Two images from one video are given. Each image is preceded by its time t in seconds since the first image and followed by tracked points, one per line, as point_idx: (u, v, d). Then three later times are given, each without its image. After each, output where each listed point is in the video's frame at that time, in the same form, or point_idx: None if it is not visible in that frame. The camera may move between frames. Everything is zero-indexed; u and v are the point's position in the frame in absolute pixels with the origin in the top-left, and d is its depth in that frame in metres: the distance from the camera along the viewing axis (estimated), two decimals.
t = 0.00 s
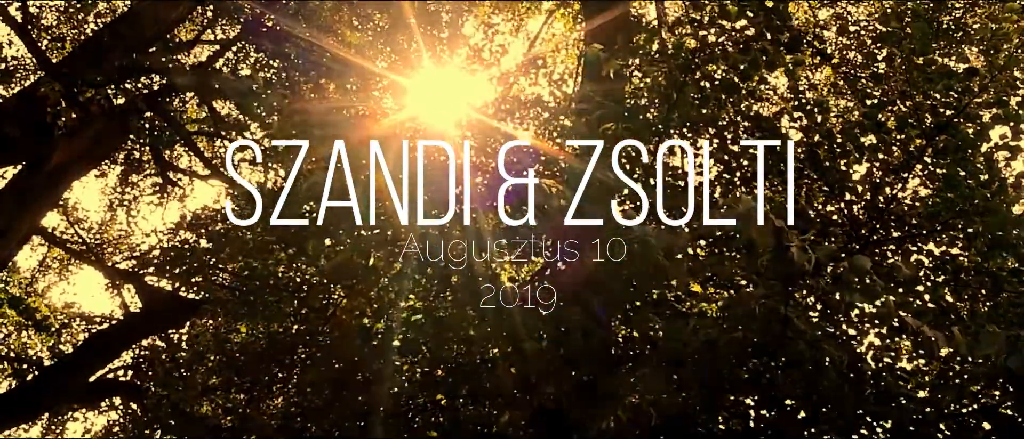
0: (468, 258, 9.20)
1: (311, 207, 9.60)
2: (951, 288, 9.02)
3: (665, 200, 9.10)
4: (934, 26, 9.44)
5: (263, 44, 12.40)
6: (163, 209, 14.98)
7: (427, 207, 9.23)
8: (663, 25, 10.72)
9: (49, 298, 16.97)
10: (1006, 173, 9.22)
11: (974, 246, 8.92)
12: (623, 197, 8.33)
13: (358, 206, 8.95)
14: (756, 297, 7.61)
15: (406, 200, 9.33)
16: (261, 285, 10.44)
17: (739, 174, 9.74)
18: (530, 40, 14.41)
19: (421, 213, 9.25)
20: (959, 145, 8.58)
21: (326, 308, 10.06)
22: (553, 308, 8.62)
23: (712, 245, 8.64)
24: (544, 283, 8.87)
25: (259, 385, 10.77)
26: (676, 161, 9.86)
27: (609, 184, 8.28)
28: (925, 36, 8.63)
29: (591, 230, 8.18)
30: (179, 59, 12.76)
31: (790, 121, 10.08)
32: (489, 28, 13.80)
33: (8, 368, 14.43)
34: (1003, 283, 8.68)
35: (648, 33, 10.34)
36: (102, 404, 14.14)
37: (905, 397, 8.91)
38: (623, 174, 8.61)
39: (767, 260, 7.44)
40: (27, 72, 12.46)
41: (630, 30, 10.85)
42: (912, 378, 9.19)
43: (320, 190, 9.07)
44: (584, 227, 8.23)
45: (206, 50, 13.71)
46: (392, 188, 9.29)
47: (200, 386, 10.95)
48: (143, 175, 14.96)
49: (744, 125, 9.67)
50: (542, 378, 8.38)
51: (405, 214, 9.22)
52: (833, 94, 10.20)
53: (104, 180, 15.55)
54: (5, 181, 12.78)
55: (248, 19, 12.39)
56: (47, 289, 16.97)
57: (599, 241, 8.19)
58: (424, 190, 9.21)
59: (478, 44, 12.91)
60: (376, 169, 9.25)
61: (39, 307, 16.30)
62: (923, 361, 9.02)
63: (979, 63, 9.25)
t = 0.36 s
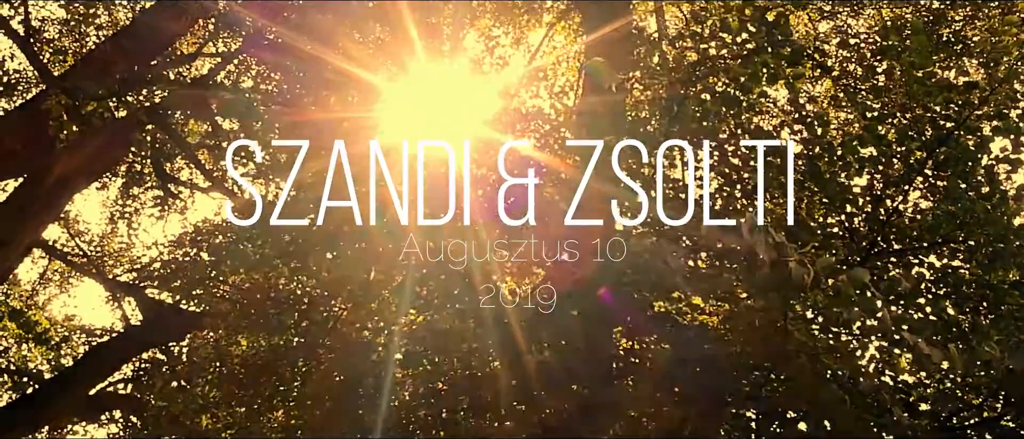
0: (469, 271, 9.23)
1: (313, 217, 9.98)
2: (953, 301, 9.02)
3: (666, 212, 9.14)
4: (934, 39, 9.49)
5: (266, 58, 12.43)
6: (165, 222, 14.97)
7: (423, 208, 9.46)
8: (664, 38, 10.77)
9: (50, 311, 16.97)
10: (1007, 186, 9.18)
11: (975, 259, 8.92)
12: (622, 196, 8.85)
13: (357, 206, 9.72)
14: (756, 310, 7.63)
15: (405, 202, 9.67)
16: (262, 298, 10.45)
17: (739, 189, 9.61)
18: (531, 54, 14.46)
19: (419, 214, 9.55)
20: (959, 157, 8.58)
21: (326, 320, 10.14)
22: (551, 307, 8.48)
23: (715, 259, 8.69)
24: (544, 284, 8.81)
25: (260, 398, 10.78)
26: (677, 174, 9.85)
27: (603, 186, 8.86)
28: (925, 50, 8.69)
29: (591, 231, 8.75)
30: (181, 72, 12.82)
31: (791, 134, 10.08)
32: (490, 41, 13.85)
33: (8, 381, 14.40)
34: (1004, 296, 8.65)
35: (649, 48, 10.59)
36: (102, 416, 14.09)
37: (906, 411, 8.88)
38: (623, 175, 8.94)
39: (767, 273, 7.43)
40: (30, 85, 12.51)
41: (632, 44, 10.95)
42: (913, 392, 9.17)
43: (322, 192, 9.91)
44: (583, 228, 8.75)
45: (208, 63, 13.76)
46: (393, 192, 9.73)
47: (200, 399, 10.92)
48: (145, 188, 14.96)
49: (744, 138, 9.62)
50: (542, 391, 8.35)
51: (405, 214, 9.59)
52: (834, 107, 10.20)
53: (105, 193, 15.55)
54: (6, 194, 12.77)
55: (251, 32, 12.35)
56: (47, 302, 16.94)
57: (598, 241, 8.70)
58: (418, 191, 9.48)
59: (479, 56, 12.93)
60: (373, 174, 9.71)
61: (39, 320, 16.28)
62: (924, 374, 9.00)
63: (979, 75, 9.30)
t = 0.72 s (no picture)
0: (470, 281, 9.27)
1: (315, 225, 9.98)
2: (953, 311, 9.02)
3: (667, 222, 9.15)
4: (934, 50, 9.53)
5: (266, 68, 12.34)
6: (165, 233, 14.99)
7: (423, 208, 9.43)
8: (664, 49, 10.81)
9: (50, 322, 16.95)
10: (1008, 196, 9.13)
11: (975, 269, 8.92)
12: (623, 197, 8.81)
13: (357, 206, 9.79)
14: (756, 321, 7.65)
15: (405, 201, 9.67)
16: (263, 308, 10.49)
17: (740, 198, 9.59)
18: (531, 65, 14.53)
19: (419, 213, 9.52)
20: (958, 167, 8.60)
21: (325, 331, 10.15)
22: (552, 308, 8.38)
23: (716, 270, 8.57)
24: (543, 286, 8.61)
25: (261, 409, 10.80)
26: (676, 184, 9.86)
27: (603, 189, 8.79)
28: (925, 61, 8.70)
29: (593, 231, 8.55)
30: (183, 83, 12.86)
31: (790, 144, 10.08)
32: (490, 51, 13.90)
33: (8, 392, 14.37)
34: (1006, 306, 8.66)
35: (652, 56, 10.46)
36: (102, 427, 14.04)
37: (906, 421, 8.90)
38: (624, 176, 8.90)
39: (768, 284, 7.42)
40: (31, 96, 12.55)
41: (635, 48, 10.77)
42: (916, 403, 9.17)
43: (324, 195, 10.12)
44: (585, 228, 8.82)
45: (209, 73, 13.80)
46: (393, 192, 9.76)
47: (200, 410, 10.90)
48: (145, 199, 14.95)
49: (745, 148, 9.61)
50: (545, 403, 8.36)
51: (405, 213, 9.59)
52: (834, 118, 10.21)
53: (106, 204, 15.52)
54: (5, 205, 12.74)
55: (251, 43, 12.21)
56: (47, 313, 16.96)
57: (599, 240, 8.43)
58: (418, 190, 9.45)
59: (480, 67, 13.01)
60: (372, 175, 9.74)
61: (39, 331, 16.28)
62: (925, 385, 9.01)
63: (979, 86, 9.32)
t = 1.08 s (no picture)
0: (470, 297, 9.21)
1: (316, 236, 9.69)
2: (955, 326, 8.96)
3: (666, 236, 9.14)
4: (935, 64, 9.49)
5: (267, 81, 12.21)
6: (165, 247, 14.98)
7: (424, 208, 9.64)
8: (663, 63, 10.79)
9: (51, 336, 16.95)
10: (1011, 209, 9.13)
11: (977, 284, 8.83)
12: (623, 196, 8.89)
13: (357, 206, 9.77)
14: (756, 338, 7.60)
15: (405, 202, 9.83)
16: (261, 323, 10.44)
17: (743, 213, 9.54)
18: (532, 78, 14.56)
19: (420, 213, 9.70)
20: (959, 181, 8.57)
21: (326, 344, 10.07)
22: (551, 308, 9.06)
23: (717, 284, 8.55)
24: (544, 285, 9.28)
25: (260, 424, 10.76)
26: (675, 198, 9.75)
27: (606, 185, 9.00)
28: (925, 75, 8.68)
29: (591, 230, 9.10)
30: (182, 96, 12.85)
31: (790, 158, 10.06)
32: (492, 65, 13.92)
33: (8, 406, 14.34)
34: (1008, 321, 8.61)
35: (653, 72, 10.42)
36: None
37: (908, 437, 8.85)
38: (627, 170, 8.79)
39: (768, 299, 7.39)
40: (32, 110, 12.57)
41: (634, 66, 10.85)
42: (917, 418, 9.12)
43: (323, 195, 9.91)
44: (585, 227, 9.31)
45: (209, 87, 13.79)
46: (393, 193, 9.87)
47: (198, 425, 10.87)
48: (145, 212, 14.94)
49: (747, 162, 9.55)
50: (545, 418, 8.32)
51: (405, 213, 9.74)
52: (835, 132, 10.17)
53: (106, 218, 15.53)
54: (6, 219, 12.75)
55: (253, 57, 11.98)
56: (48, 327, 16.97)
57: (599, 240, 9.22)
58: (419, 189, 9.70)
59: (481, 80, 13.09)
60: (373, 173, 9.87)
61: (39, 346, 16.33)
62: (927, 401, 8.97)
63: (980, 100, 9.28)
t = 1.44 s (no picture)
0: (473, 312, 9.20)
1: (317, 252, 10.12)
2: (957, 340, 8.98)
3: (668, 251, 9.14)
4: (935, 78, 9.51)
5: (269, 98, 12.27)
6: (165, 261, 14.98)
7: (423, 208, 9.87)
8: (663, 78, 10.81)
9: (50, 351, 16.94)
10: (1012, 226, 8.97)
11: (979, 299, 8.82)
12: (621, 197, 8.99)
13: (356, 206, 9.99)
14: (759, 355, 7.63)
15: (404, 203, 10.03)
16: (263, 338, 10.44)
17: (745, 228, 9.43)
18: (532, 92, 14.57)
19: (419, 214, 9.94)
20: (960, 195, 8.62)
21: (328, 359, 9.85)
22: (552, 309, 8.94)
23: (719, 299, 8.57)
24: (544, 284, 8.99)
25: None
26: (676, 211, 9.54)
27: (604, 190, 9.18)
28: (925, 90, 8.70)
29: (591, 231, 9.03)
30: (184, 111, 12.87)
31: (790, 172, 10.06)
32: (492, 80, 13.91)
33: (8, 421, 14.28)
34: (1009, 335, 8.63)
35: (654, 88, 10.43)
36: None
37: None
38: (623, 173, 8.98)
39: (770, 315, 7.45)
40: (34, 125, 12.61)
41: (635, 80, 10.86)
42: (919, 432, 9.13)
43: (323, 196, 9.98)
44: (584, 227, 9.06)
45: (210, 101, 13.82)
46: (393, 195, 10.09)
47: None
48: (146, 227, 14.95)
49: (746, 177, 9.57)
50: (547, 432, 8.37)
51: (405, 214, 9.93)
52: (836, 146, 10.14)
53: (107, 232, 15.53)
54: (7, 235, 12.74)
55: (255, 73, 12.21)
56: (48, 342, 16.94)
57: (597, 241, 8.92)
58: (418, 192, 9.85)
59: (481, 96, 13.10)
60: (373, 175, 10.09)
61: (40, 360, 16.31)
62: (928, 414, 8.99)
63: (980, 115, 9.31)
